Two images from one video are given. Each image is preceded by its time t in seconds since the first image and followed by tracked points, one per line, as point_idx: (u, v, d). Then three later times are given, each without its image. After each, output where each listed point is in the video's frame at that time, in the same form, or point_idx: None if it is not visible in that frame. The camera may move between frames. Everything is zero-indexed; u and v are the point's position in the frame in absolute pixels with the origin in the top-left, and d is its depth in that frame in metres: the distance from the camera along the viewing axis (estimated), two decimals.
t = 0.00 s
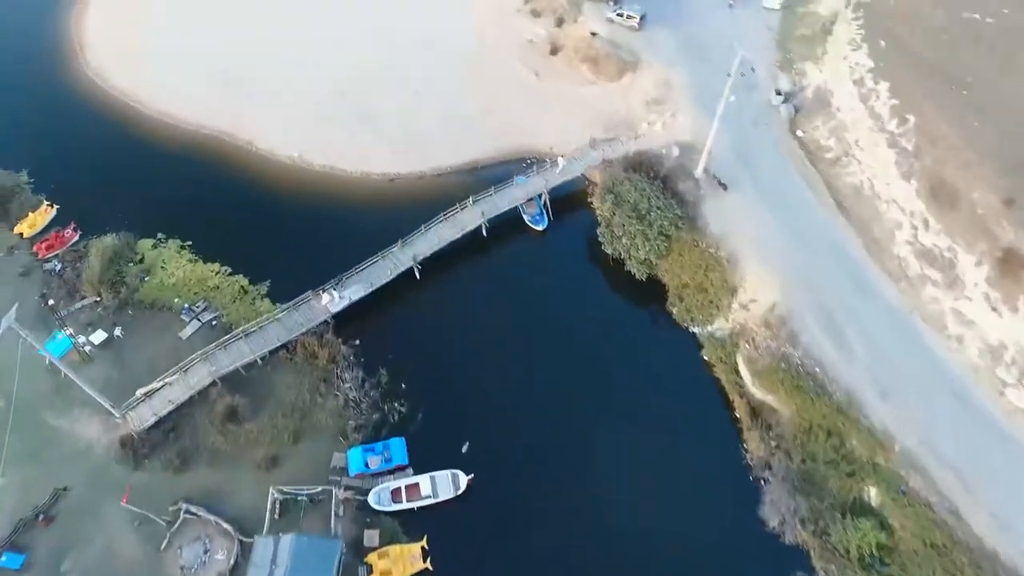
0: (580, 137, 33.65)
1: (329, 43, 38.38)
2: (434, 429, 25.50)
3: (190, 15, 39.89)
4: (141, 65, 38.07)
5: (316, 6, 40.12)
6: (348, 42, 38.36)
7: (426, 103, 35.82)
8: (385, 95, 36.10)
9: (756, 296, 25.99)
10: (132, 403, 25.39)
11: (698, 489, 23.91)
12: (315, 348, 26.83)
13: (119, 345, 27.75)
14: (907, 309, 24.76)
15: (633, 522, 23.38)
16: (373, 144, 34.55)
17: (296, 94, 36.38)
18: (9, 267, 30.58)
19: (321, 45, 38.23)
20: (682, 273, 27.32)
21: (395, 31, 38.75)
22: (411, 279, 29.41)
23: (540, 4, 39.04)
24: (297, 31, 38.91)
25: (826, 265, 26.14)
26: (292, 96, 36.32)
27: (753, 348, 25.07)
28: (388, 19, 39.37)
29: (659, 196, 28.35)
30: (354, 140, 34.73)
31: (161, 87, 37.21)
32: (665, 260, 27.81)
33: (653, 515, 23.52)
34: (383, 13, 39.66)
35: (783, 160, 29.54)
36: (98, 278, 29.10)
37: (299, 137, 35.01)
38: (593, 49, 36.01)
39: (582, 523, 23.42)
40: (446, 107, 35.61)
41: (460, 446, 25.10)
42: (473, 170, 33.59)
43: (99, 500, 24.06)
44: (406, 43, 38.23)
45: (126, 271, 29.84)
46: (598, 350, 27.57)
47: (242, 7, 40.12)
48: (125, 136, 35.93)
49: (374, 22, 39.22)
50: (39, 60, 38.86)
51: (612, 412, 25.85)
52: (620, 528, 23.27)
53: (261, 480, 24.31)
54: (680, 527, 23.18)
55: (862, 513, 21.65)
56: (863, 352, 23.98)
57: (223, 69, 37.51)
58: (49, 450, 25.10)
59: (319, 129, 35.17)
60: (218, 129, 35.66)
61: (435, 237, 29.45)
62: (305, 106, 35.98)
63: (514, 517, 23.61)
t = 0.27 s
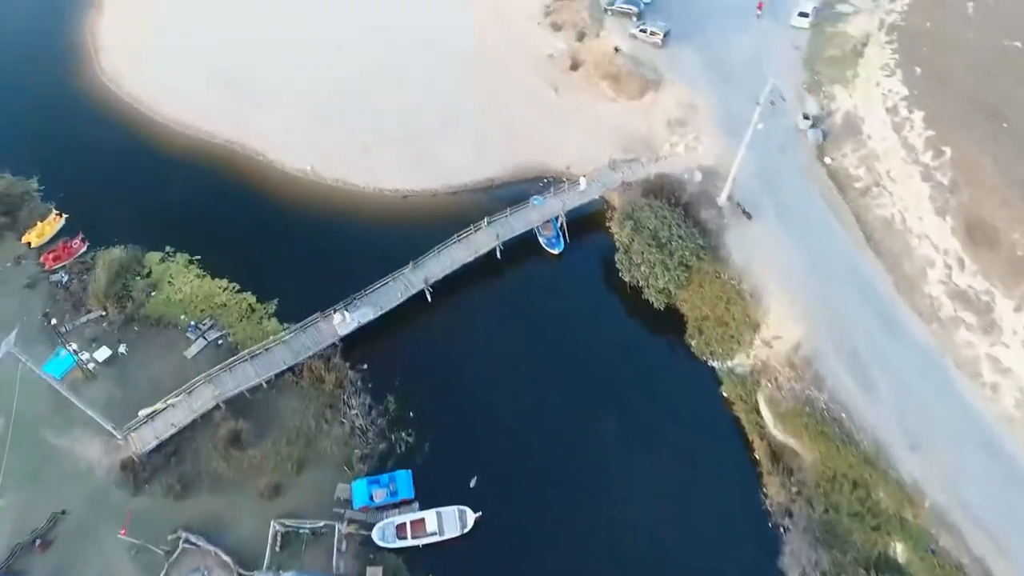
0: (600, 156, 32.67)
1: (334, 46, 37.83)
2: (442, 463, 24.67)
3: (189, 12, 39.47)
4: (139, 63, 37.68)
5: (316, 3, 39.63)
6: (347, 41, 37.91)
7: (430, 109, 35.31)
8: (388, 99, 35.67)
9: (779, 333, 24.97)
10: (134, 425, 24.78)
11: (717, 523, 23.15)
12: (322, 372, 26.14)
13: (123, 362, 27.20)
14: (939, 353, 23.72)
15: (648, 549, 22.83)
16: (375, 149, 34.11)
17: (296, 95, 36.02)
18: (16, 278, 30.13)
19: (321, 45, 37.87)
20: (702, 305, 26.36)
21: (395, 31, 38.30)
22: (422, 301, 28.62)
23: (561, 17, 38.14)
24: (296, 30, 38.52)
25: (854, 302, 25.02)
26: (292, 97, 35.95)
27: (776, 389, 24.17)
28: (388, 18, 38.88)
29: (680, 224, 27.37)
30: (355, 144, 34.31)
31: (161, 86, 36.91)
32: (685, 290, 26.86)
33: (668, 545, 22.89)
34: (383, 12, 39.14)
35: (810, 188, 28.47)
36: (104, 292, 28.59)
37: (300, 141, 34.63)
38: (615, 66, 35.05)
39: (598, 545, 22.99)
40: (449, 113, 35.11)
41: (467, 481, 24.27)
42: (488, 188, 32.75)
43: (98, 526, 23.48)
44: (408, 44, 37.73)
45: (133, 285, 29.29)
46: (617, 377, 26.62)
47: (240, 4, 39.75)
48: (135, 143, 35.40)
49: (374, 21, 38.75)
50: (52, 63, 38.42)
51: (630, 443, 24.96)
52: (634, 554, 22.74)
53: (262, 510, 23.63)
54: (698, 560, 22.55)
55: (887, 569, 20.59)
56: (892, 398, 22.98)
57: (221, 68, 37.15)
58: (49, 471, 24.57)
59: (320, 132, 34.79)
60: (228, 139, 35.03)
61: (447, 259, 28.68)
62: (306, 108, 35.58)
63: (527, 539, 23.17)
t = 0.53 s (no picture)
0: (617, 178, 31.79)
1: (341, 50, 37.48)
2: (449, 498, 23.86)
3: (191, 13, 39.51)
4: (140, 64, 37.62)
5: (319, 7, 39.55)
6: (348, 41, 37.79)
7: (432, 114, 34.90)
8: (389, 103, 35.34)
9: (802, 373, 23.95)
10: (134, 449, 24.09)
11: (725, 550, 22.62)
12: (327, 399, 25.41)
13: (125, 383, 26.59)
14: (970, 399, 22.68)
15: None
16: (376, 153, 33.70)
17: (295, 96, 35.81)
18: (19, 290, 29.57)
19: (320, 43, 37.80)
20: (722, 339, 25.37)
21: (396, 33, 38.15)
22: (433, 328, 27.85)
23: (581, 32, 37.38)
24: (297, 31, 38.40)
25: (881, 342, 24.01)
26: (291, 97, 35.73)
27: (798, 431, 23.13)
28: (388, 20, 38.73)
29: (700, 253, 26.41)
30: (355, 147, 33.92)
31: (157, 86, 36.78)
32: (705, 323, 25.85)
33: (678, 573, 22.29)
34: (385, 15, 38.96)
35: (835, 218, 27.50)
36: (107, 309, 27.96)
37: (301, 144, 34.26)
38: (634, 84, 34.07)
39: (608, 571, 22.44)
40: (451, 119, 34.71)
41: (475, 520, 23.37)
42: (501, 208, 31.88)
43: (94, 557, 22.82)
44: (410, 48, 37.51)
45: (137, 302, 28.62)
46: (628, 404, 25.96)
47: (241, 6, 39.76)
48: (145, 155, 34.86)
49: (375, 23, 38.60)
50: (65, 69, 38.09)
51: (641, 475, 24.23)
52: None
53: (262, 545, 22.90)
54: None
55: None
56: (921, 447, 21.98)
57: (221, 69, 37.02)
58: (45, 497, 23.95)
59: (319, 134, 34.46)
60: (238, 151, 34.34)
61: (458, 283, 27.84)
62: (307, 109, 35.29)
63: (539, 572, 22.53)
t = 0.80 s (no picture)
0: (632, 200, 30.87)
1: (343, 54, 37.10)
2: (460, 533, 23.32)
3: (191, 13, 39.43)
4: (141, 65, 37.54)
5: (320, 8, 39.42)
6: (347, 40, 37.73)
7: (432, 117, 34.53)
8: (389, 104, 35.04)
9: (825, 414, 23.30)
10: (132, 477, 23.43)
11: None
12: (330, 429, 24.75)
13: (124, 408, 25.96)
14: (998, 445, 22.27)
15: None
16: (375, 154, 33.36)
17: (294, 95, 35.59)
18: (18, 307, 28.97)
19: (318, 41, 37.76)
20: (739, 375, 24.48)
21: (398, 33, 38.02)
22: (441, 354, 27.09)
23: (596, 45, 36.43)
24: (297, 30, 38.32)
25: (906, 384, 23.41)
26: (290, 97, 35.50)
27: (818, 475, 22.43)
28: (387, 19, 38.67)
29: (718, 284, 25.41)
30: (354, 148, 33.59)
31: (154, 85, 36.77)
32: (722, 357, 24.89)
33: None
34: (385, 16, 38.72)
35: (859, 249, 26.62)
36: (108, 328, 27.28)
37: (301, 146, 33.90)
38: (651, 102, 33.11)
39: None
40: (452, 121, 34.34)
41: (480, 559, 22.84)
42: (511, 229, 31.03)
43: None
44: (410, 49, 37.24)
45: (138, 321, 27.93)
46: (638, 429, 25.37)
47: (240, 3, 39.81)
48: (149, 168, 34.28)
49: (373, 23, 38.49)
50: (71, 81, 37.64)
51: (653, 506, 23.62)
52: None
53: None
54: None
55: None
56: (949, 495, 21.54)
57: (220, 69, 36.89)
58: (40, 527, 23.31)
59: (319, 135, 34.18)
60: (245, 166, 33.72)
61: (467, 309, 26.99)
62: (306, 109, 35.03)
63: None
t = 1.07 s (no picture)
0: (645, 223, 29.97)
1: (343, 54, 36.84)
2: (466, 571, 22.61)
3: (191, 12, 39.15)
4: (142, 66, 37.19)
5: (320, 7, 39.17)
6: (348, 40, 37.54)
7: (432, 117, 34.32)
8: (389, 104, 34.86)
9: (846, 457, 22.48)
10: (127, 510, 22.71)
11: None
12: (331, 461, 24.03)
13: (120, 435, 25.26)
14: None
15: None
16: (375, 154, 33.13)
17: (294, 95, 35.37)
18: (16, 327, 28.29)
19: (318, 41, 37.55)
20: (756, 412, 23.61)
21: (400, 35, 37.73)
22: (446, 384, 26.25)
23: (609, 60, 35.52)
24: (297, 29, 38.11)
25: (931, 426, 22.62)
26: (290, 97, 35.27)
27: (839, 522, 21.64)
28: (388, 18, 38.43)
29: (735, 317, 24.71)
30: (353, 149, 33.36)
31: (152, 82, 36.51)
32: (738, 393, 24.01)
33: None
34: (385, 15, 38.46)
35: (882, 281, 25.72)
36: (106, 352, 26.56)
37: (302, 151, 33.56)
38: (666, 121, 32.17)
39: None
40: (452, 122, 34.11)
41: None
42: (521, 252, 30.21)
43: None
44: (410, 49, 36.98)
45: (137, 344, 27.23)
46: (650, 454, 24.66)
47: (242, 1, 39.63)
48: (151, 182, 33.63)
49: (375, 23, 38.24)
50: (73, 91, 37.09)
51: (665, 535, 22.97)
52: None
53: None
54: None
55: None
56: (977, 547, 20.70)
57: (220, 69, 36.57)
58: (31, 560, 22.62)
59: (318, 135, 33.94)
60: (250, 182, 33.04)
61: (474, 337, 26.17)
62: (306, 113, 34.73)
63: None
